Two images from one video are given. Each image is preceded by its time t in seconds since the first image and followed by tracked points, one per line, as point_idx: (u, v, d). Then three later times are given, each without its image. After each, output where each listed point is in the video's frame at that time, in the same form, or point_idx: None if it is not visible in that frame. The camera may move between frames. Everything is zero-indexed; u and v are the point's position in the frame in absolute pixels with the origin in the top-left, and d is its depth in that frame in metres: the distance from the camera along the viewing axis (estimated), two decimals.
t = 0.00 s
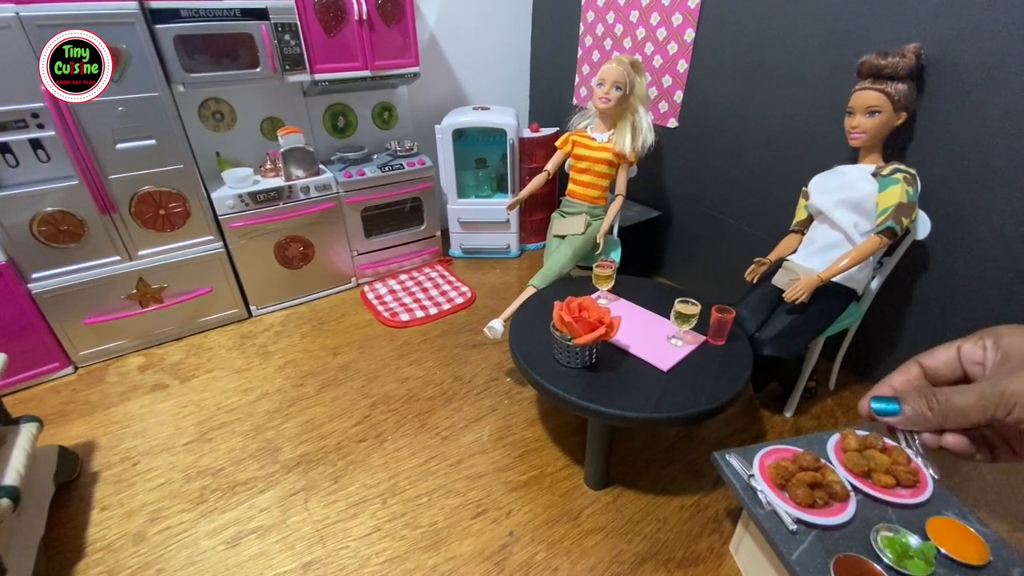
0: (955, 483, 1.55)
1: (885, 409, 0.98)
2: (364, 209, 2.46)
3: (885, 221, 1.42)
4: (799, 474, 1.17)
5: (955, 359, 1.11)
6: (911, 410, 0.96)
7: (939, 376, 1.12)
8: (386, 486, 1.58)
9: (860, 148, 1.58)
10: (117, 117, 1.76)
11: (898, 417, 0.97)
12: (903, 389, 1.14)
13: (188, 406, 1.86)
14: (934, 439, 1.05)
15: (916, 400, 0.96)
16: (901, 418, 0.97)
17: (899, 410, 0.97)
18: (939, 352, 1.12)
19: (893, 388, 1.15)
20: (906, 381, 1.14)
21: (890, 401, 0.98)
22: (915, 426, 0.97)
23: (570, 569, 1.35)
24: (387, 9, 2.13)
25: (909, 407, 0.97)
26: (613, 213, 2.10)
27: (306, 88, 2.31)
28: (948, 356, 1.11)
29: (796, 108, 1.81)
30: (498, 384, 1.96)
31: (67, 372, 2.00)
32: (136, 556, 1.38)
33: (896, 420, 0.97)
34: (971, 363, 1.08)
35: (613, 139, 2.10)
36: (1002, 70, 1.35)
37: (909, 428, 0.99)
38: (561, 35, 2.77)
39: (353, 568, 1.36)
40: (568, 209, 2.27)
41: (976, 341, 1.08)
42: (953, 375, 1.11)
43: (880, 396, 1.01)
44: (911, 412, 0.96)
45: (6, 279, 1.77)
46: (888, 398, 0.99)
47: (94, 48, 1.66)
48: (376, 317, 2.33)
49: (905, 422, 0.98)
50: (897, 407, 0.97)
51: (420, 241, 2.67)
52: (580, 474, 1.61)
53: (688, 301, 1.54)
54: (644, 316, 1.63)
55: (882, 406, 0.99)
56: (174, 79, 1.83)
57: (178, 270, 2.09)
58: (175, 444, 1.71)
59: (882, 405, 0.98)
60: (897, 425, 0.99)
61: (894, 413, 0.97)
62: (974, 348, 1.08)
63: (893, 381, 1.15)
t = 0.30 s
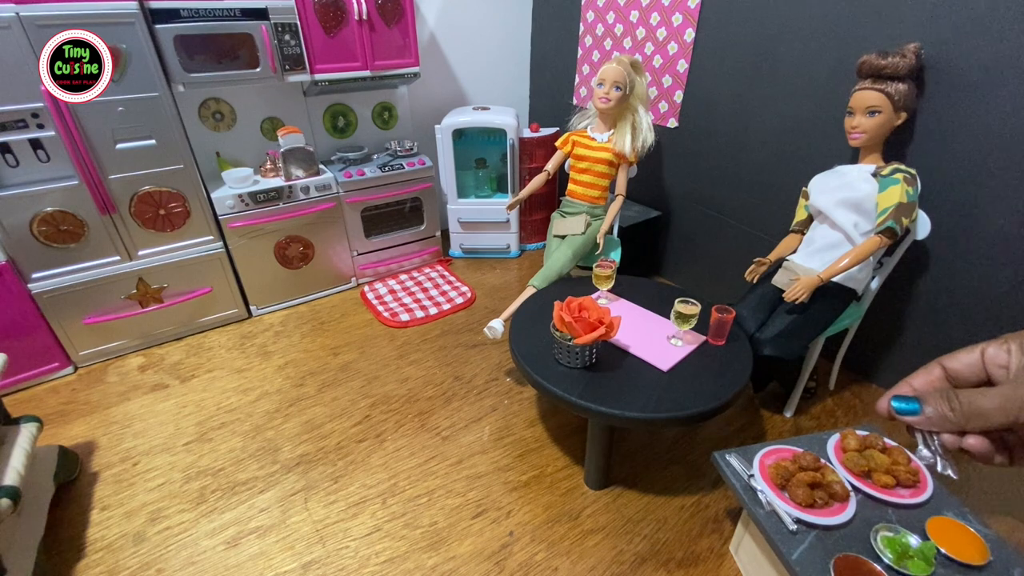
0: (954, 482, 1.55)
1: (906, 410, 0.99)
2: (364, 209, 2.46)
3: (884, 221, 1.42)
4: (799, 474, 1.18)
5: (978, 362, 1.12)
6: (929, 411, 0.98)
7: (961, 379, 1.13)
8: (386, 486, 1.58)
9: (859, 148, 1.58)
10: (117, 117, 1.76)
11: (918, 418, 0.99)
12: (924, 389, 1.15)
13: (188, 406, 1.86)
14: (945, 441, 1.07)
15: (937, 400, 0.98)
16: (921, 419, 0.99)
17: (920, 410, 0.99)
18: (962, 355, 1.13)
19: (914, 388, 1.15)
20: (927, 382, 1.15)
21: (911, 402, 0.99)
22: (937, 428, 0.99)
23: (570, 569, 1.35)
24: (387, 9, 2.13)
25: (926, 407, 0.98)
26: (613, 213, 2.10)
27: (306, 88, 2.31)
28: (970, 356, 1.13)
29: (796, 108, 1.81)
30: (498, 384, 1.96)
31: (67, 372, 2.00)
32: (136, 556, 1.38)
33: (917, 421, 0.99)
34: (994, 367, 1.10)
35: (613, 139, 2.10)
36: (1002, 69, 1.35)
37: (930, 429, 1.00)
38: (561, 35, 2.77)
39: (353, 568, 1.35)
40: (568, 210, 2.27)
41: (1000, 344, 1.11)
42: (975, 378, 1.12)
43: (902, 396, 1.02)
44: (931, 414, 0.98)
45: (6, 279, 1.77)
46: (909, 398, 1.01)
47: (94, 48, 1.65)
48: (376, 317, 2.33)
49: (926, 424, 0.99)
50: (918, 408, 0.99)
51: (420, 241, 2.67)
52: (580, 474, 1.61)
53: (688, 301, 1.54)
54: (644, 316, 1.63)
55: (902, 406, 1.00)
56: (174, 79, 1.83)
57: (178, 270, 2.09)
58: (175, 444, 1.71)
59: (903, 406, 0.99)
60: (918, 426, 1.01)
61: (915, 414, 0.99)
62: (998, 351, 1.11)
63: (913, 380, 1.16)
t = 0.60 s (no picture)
0: (955, 482, 1.55)
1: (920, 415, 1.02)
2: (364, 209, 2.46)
3: (885, 221, 1.42)
4: (799, 474, 1.17)
5: (998, 371, 1.09)
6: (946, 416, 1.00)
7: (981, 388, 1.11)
8: (386, 486, 1.58)
9: (859, 148, 1.58)
10: (117, 117, 1.76)
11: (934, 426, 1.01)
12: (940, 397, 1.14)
13: (188, 406, 1.86)
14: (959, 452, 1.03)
15: (953, 409, 0.99)
16: (937, 427, 1.01)
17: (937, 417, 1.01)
18: (982, 363, 1.11)
19: (930, 395, 1.15)
20: (944, 390, 1.15)
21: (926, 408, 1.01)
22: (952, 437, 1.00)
23: (570, 569, 1.35)
24: (387, 9, 2.13)
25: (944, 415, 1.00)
26: (613, 213, 2.10)
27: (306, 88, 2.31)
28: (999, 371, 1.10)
29: (796, 108, 1.81)
30: (498, 384, 1.96)
31: (67, 372, 2.00)
32: (136, 556, 1.38)
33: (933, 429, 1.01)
34: (1013, 376, 1.07)
35: (613, 140, 2.10)
36: (1002, 69, 1.35)
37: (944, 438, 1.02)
38: (561, 35, 2.77)
39: (353, 568, 1.35)
40: (568, 210, 2.27)
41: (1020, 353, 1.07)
42: (995, 387, 1.10)
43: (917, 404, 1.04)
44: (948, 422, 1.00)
45: (6, 279, 1.77)
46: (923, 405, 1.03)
47: (94, 48, 1.66)
48: (376, 317, 2.33)
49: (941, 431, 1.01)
50: (934, 414, 1.01)
51: (420, 241, 2.66)
52: (580, 474, 1.61)
53: (688, 301, 1.54)
54: (644, 316, 1.63)
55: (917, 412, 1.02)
56: (174, 79, 1.83)
57: (178, 270, 2.09)
58: (175, 444, 1.71)
59: (917, 411, 1.02)
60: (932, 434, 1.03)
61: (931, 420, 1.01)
62: (1017, 360, 1.07)
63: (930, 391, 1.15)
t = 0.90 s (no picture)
0: (955, 482, 1.55)
1: (941, 356, 0.93)
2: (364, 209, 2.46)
3: (885, 221, 1.42)
4: (799, 474, 1.17)
5: None
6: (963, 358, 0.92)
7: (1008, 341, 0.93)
8: (386, 486, 1.58)
9: (859, 148, 1.58)
10: (117, 116, 1.76)
11: (951, 369, 0.92)
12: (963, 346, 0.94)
13: (188, 406, 1.86)
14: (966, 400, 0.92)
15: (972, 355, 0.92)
16: (954, 371, 0.92)
17: (956, 359, 0.92)
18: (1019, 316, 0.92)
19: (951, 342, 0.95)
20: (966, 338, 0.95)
21: (948, 348, 0.93)
22: (969, 385, 0.92)
23: (570, 569, 1.35)
24: (387, 9, 2.13)
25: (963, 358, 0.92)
26: (613, 213, 2.10)
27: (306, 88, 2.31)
28: None
29: (796, 108, 1.81)
30: (498, 384, 1.96)
31: (67, 372, 2.00)
32: (136, 556, 1.38)
33: (947, 372, 0.93)
34: None
35: (613, 139, 2.10)
36: (1002, 69, 1.35)
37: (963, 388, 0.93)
38: (561, 35, 2.77)
39: (353, 568, 1.35)
40: (568, 210, 2.27)
41: None
42: None
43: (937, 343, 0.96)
44: (961, 364, 0.92)
45: (6, 279, 1.77)
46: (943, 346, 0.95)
47: (94, 48, 1.65)
48: (376, 317, 2.33)
49: (961, 377, 0.92)
50: (954, 356, 0.93)
51: (420, 241, 2.66)
52: (580, 474, 1.61)
53: (688, 301, 1.54)
54: (644, 316, 1.63)
55: (935, 352, 0.94)
56: (174, 79, 1.83)
57: (178, 270, 2.09)
58: (175, 444, 1.71)
59: (937, 350, 0.93)
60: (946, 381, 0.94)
61: (949, 363, 0.92)
62: None
63: (953, 337, 0.95)
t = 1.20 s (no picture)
0: (955, 482, 1.55)
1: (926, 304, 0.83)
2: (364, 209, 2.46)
3: (885, 221, 1.42)
4: (799, 473, 1.17)
5: None
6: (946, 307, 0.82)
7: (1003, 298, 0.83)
8: (386, 486, 1.58)
9: (859, 148, 1.58)
10: (117, 116, 1.76)
11: (932, 317, 0.82)
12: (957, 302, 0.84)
13: (188, 406, 1.86)
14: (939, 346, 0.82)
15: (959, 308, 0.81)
16: (935, 320, 0.82)
17: (940, 309, 0.82)
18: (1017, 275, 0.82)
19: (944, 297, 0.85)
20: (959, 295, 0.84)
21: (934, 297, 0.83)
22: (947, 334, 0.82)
23: (570, 569, 1.35)
24: (386, 9, 2.13)
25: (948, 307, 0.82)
26: (613, 213, 2.10)
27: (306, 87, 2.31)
28: None
29: (795, 108, 1.81)
30: (498, 384, 1.96)
31: (67, 372, 2.00)
32: (136, 556, 1.38)
33: (928, 320, 0.83)
34: None
35: (613, 139, 2.10)
36: (1002, 69, 1.35)
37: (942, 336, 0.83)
38: (561, 36, 2.77)
39: (353, 568, 1.35)
40: (568, 210, 2.27)
41: None
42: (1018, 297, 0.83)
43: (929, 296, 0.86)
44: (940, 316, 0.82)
45: (6, 279, 1.77)
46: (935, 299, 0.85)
47: (94, 48, 1.65)
48: (376, 317, 2.33)
49: (942, 326, 0.82)
50: (940, 305, 0.83)
51: (420, 241, 2.66)
52: (580, 473, 1.61)
53: (688, 301, 1.54)
54: (644, 316, 1.63)
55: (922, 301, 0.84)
56: (174, 79, 1.83)
57: (178, 270, 2.09)
58: (175, 444, 1.71)
59: (922, 298, 0.84)
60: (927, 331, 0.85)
61: (932, 311, 0.82)
62: None
63: (943, 290, 0.84)
